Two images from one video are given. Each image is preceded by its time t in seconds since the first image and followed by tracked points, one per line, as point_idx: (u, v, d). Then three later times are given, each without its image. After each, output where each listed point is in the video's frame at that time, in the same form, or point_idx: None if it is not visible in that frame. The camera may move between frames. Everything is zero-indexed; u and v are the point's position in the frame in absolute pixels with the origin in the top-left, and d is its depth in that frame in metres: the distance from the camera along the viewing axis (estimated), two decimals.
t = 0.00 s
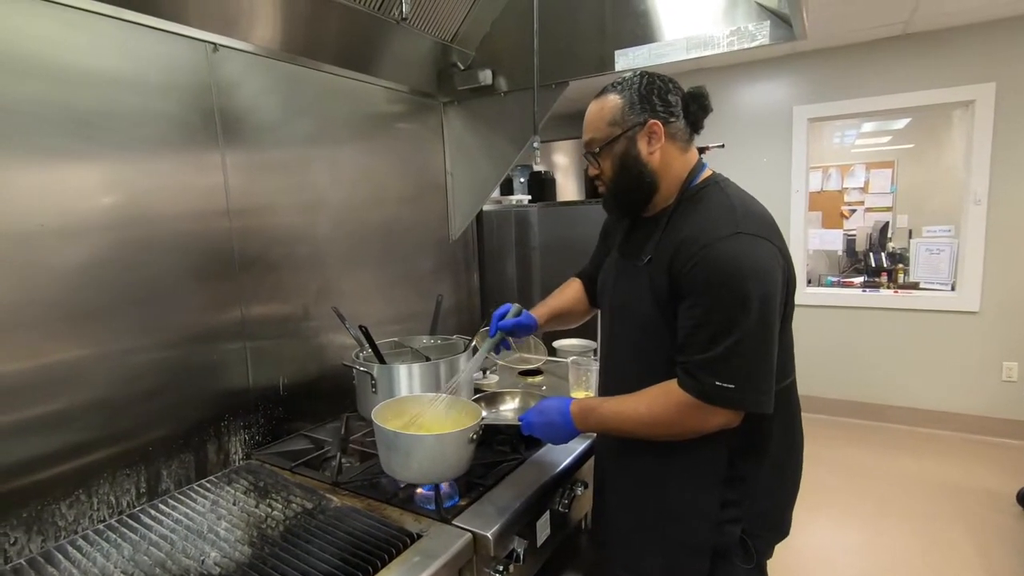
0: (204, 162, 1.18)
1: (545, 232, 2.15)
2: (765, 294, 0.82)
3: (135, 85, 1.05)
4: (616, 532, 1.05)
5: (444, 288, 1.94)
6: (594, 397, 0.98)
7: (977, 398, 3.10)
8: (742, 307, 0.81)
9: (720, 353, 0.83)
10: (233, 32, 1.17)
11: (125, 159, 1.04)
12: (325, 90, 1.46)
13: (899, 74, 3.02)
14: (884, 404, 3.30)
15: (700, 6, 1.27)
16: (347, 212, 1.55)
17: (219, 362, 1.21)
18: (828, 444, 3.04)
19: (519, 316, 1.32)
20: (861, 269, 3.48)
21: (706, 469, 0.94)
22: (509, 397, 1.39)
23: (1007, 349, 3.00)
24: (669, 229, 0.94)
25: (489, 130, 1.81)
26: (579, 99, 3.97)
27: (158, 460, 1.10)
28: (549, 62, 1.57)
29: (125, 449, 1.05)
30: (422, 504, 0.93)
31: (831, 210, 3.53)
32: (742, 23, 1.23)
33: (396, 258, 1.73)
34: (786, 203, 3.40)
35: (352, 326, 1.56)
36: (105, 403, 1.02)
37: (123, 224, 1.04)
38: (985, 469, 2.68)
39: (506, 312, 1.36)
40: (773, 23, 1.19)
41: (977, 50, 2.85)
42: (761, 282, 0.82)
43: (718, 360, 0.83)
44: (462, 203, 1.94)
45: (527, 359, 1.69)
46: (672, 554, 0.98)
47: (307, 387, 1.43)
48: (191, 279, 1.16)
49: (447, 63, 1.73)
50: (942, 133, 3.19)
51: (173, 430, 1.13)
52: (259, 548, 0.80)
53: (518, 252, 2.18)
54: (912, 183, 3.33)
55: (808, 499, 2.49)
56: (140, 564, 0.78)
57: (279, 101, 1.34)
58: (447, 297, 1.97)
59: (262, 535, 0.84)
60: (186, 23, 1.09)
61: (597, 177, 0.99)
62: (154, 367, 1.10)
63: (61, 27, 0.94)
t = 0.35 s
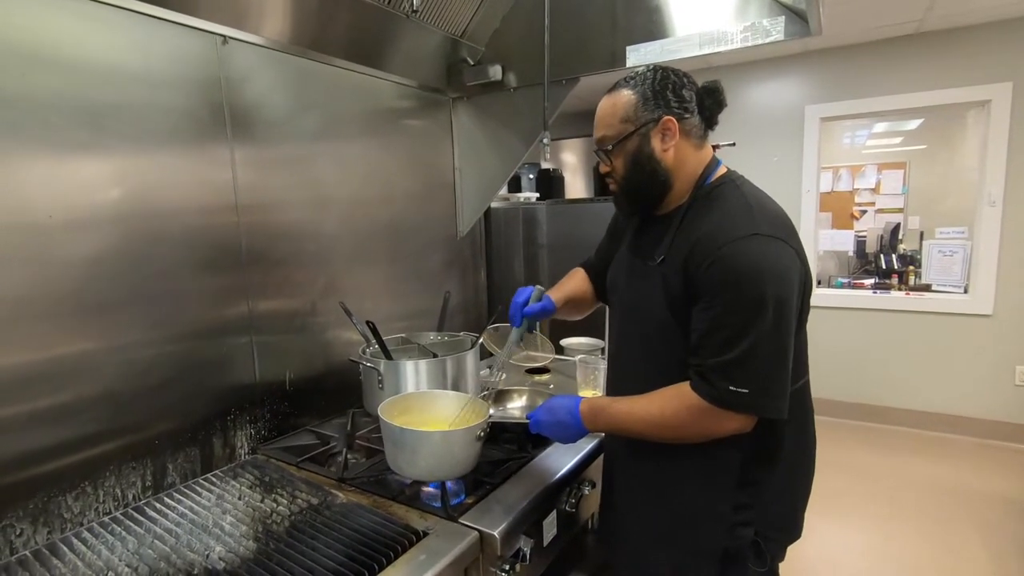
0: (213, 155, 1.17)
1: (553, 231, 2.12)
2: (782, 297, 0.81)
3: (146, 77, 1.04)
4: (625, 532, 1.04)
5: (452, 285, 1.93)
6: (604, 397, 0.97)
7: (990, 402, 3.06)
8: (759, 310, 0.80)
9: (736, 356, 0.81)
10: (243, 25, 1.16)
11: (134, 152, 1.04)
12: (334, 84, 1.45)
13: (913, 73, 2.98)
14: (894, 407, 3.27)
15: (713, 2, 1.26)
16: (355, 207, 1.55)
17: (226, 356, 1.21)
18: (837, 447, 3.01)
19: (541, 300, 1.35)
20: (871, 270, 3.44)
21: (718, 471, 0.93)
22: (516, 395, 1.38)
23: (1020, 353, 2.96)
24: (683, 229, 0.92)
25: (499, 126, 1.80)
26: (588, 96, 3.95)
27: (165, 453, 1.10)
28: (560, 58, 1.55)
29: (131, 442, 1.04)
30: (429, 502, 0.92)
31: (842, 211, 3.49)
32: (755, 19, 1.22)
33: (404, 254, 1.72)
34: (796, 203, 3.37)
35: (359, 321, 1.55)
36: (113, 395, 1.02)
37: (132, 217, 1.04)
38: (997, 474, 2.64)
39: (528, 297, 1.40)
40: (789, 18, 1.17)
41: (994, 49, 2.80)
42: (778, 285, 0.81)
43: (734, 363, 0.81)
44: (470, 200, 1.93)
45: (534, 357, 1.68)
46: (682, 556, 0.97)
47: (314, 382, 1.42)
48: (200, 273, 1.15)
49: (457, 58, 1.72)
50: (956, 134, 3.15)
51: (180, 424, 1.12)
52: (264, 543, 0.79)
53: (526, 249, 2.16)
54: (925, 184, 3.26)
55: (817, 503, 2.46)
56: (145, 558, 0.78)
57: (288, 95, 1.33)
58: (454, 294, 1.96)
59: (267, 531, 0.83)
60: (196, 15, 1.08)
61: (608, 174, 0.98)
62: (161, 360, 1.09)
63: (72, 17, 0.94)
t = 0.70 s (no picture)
0: (216, 153, 1.18)
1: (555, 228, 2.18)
2: (786, 297, 0.80)
3: (149, 75, 1.05)
4: (626, 531, 1.03)
5: (454, 283, 1.93)
6: (604, 395, 0.97)
7: (996, 402, 3.04)
8: (762, 310, 0.79)
9: (738, 356, 0.81)
10: (245, 24, 1.17)
11: (137, 149, 1.04)
12: (337, 83, 1.46)
13: (920, 70, 2.95)
14: (899, 407, 3.25)
15: None
16: (357, 205, 1.55)
17: (228, 353, 1.21)
18: (841, 447, 2.99)
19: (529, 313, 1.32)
20: (876, 270, 3.42)
21: (720, 470, 0.93)
22: (517, 393, 1.38)
23: None
24: (685, 228, 0.92)
25: (501, 124, 1.80)
26: (592, 95, 3.94)
27: (167, 449, 1.10)
28: (562, 55, 1.55)
29: (134, 439, 1.05)
30: (428, 499, 0.92)
31: (846, 209, 3.48)
32: (759, 16, 1.21)
33: (407, 252, 1.72)
34: (800, 202, 3.35)
35: (361, 319, 1.55)
36: (116, 391, 1.03)
37: (135, 214, 1.04)
38: (1002, 475, 2.62)
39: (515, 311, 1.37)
40: (792, 15, 1.16)
41: (1002, 46, 2.78)
42: (782, 285, 0.80)
43: (736, 363, 0.81)
44: (472, 198, 1.93)
45: (536, 355, 1.67)
46: (682, 555, 0.97)
47: (316, 379, 1.43)
48: (202, 270, 1.16)
49: (459, 56, 1.72)
50: (962, 132, 3.11)
51: (183, 421, 1.13)
52: (264, 540, 0.80)
53: (528, 248, 2.16)
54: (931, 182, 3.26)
55: (820, 503, 2.45)
56: (145, 554, 0.78)
57: (290, 93, 1.33)
58: (457, 292, 1.96)
59: (266, 527, 0.83)
60: (198, 13, 1.08)
61: (610, 172, 0.97)
62: (164, 357, 1.10)
63: (75, 16, 0.95)
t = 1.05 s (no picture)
0: (214, 151, 1.18)
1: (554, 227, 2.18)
2: (781, 294, 0.80)
3: (147, 73, 1.05)
4: (624, 526, 1.04)
5: (453, 280, 1.93)
6: (602, 392, 0.97)
7: (995, 399, 3.04)
8: (757, 307, 0.80)
9: (733, 353, 0.81)
10: (243, 21, 1.17)
11: (136, 147, 1.04)
12: (336, 80, 1.46)
13: (920, 67, 2.95)
14: (898, 404, 3.25)
15: None
16: (356, 203, 1.55)
17: (227, 351, 1.22)
18: (841, 444, 3.00)
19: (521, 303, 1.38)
20: (876, 266, 3.43)
21: (718, 467, 0.93)
22: (515, 390, 1.38)
23: None
24: (681, 224, 0.92)
25: (500, 121, 1.80)
26: (592, 92, 3.93)
27: (166, 446, 1.11)
28: (561, 53, 1.55)
29: (133, 436, 1.05)
30: (426, 496, 0.92)
31: (846, 206, 3.47)
32: (758, 12, 1.21)
33: (405, 250, 1.72)
34: (800, 198, 3.35)
35: (360, 316, 1.56)
36: (116, 389, 1.03)
37: (133, 212, 1.05)
38: (1001, 472, 2.63)
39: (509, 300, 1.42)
40: (790, 11, 1.16)
41: (1002, 42, 2.77)
42: (778, 282, 0.80)
43: (731, 360, 0.81)
44: (471, 195, 1.93)
45: (535, 352, 1.68)
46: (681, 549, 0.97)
47: (315, 377, 1.43)
48: (201, 268, 1.16)
49: (458, 54, 1.72)
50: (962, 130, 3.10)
51: (182, 418, 1.13)
52: (262, 536, 0.80)
53: (528, 245, 2.16)
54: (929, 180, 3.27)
55: (820, 500, 2.45)
56: (144, 550, 0.79)
57: (289, 90, 1.33)
58: (456, 289, 1.96)
59: (265, 524, 0.83)
60: (195, 11, 1.08)
61: (608, 169, 0.97)
62: (163, 355, 1.10)
63: (73, 14, 0.95)
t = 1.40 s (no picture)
0: (213, 152, 1.18)
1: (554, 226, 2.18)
2: (780, 295, 0.80)
3: (145, 74, 1.05)
4: (623, 525, 1.04)
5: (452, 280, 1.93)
6: (602, 392, 0.97)
7: (995, 396, 3.04)
8: (756, 309, 0.80)
9: (732, 354, 0.81)
10: (241, 22, 1.17)
11: (134, 148, 1.04)
12: (334, 81, 1.45)
13: (920, 64, 2.94)
14: (898, 401, 3.25)
15: None
16: (355, 203, 1.55)
17: (227, 352, 1.22)
18: (841, 442, 3.00)
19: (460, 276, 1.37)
20: (876, 264, 3.42)
21: (714, 465, 0.93)
22: (515, 390, 1.38)
23: None
24: (679, 225, 0.92)
25: (498, 121, 1.80)
26: (591, 90, 3.93)
27: (166, 448, 1.11)
28: (560, 53, 1.55)
29: (133, 437, 1.05)
30: (426, 496, 0.92)
31: (846, 203, 3.46)
32: (756, 10, 1.21)
33: (405, 250, 1.72)
34: (800, 196, 3.34)
35: (359, 317, 1.56)
36: (115, 390, 1.03)
37: (132, 214, 1.04)
38: (1003, 469, 2.62)
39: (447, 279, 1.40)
40: (789, 9, 1.17)
41: (1002, 39, 2.76)
42: (777, 282, 0.80)
43: (731, 361, 0.81)
44: (470, 195, 1.92)
45: (535, 352, 1.68)
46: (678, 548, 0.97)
47: (315, 377, 1.43)
48: (200, 269, 1.16)
49: (456, 53, 1.71)
50: (962, 127, 3.12)
51: (182, 419, 1.13)
52: (262, 537, 0.80)
53: (527, 245, 2.16)
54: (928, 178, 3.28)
55: (820, 499, 2.45)
56: (144, 552, 0.79)
57: (288, 91, 1.33)
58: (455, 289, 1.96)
59: (265, 525, 0.83)
60: (192, 12, 1.08)
61: (606, 176, 0.97)
62: (162, 357, 1.10)
63: (70, 15, 0.95)
